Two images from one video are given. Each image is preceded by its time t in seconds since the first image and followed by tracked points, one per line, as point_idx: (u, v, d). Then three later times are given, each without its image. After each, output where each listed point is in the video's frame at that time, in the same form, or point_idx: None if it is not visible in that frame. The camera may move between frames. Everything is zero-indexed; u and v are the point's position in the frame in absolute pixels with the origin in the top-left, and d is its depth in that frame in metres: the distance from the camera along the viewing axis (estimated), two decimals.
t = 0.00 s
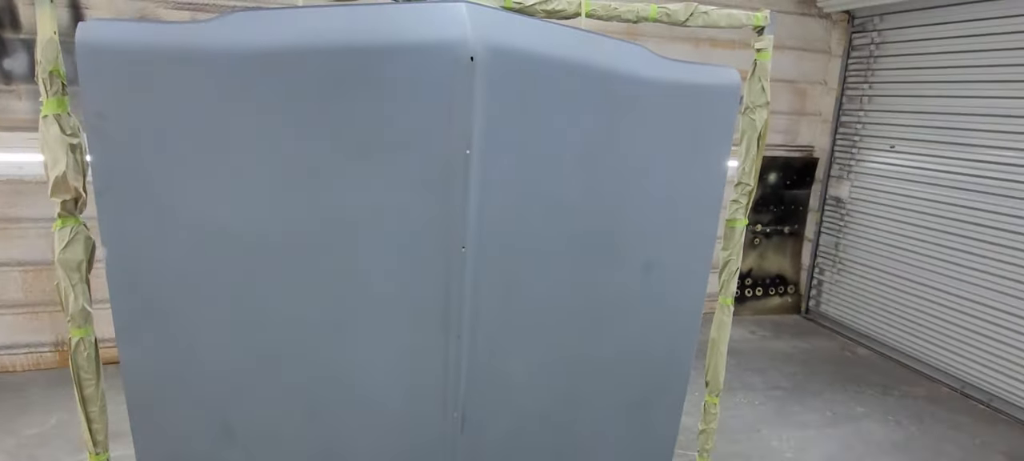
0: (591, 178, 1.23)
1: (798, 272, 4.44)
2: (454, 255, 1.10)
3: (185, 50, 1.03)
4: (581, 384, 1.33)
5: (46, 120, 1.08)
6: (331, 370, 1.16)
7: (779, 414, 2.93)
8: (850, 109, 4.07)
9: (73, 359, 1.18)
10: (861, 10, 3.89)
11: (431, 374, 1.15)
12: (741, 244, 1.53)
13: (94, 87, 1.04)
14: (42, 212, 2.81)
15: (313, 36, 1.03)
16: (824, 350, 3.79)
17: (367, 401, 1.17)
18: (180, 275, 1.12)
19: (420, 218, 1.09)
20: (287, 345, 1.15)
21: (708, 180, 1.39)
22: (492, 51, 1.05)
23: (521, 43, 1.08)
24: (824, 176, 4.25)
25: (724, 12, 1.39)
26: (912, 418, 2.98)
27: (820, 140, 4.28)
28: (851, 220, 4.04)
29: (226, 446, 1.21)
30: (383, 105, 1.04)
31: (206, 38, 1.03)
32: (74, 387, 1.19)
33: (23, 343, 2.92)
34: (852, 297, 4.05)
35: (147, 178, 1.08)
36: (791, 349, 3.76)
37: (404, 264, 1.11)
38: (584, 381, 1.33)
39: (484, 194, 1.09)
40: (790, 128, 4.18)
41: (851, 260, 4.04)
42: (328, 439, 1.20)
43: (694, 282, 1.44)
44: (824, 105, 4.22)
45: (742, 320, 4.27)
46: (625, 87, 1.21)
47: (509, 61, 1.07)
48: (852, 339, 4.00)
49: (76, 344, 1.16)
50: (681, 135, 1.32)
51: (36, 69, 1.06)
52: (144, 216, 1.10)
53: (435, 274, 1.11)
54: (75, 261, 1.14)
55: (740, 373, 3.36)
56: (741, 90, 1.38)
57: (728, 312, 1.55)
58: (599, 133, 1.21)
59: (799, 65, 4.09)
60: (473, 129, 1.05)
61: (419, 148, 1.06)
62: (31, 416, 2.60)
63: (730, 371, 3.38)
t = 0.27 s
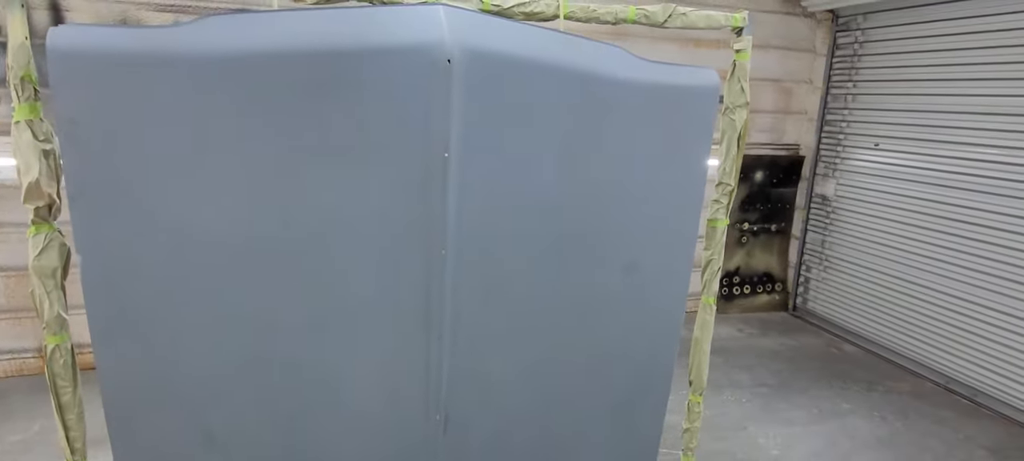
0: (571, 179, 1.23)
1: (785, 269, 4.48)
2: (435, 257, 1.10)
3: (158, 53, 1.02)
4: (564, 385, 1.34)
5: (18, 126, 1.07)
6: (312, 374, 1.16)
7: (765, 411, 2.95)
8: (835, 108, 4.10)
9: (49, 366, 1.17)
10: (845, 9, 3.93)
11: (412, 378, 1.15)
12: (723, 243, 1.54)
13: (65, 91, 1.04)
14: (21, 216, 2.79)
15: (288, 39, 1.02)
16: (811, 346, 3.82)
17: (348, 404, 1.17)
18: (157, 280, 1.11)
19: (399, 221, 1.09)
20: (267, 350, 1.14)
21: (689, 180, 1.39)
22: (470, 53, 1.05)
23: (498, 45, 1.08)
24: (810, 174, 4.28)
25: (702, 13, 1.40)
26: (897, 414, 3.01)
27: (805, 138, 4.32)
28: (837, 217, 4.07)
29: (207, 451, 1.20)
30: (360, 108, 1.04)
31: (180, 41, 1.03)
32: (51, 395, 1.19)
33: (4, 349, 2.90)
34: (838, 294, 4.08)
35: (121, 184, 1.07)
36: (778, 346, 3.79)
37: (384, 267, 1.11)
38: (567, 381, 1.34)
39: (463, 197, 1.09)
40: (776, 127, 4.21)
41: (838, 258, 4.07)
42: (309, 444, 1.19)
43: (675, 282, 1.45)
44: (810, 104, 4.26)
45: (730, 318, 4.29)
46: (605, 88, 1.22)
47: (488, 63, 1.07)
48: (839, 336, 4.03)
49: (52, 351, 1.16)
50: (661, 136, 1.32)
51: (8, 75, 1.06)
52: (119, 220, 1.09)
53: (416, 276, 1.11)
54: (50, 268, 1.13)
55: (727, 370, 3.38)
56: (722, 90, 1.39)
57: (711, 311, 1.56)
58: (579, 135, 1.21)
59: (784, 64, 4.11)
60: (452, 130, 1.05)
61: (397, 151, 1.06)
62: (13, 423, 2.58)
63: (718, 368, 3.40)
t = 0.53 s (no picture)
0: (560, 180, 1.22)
1: (783, 269, 4.47)
2: (422, 259, 1.09)
3: (141, 54, 1.02)
4: (554, 386, 1.33)
5: None
6: (300, 375, 1.15)
7: (760, 411, 2.94)
8: (832, 107, 4.10)
9: (34, 369, 1.18)
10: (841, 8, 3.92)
11: (399, 379, 1.14)
12: (715, 243, 1.54)
13: (48, 92, 1.03)
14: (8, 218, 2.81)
15: (272, 40, 1.02)
16: (808, 346, 3.81)
17: (337, 405, 1.17)
18: (142, 282, 1.11)
19: (385, 222, 1.08)
20: (254, 351, 1.14)
21: (679, 180, 1.39)
22: (456, 53, 1.04)
23: (484, 45, 1.07)
24: (807, 174, 4.28)
25: (692, 12, 1.40)
26: (893, 414, 3.00)
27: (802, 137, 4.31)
28: (834, 217, 4.07)
29: (194, 454, 1.20)
30: (346, 108, 1.03)
31: (163, 42, 1.02)
32: (36, 397, 1.20)
33: None
34: (835, 294, 4.08)
35: (105, 186, 1.07)
36: (775, 346, 3.79)
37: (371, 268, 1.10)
38: (559, 382, 1.33)
39: (450, 197, 1.09)
40: (773, 127, 4.21)
41: (834, 257, 4.07)
42: (296, 446, 1.19)
43: (665, 283, 1.44)
44: (807, 103, 4.25)
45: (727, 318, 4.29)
46: (593, 87, 1.21)
47: (474, 62, 1.06)
48: (835, 336, 4.03)
49: (37, 353, 1.17)
50: (650, 136, 1.32)
51: None
52: (103, 222, 1.08)
53: (403, 276, 1.10)
54: (34, 269, 1.14)
55: (723, 371, 3.38)
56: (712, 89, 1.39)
57: (703, 312, 1.55)
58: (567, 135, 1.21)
59: (781, 63, 4.11)
60: (438, 131, 1.04)
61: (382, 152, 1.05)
62: (7, 425, 2.59)
63: (714, 369, 3.39)
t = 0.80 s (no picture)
0: (550, 182, 1.22)
1: (783, 271, 4.46)
2: (410, 261, 1.08)
3: (129, 56, 1.02)
4: (545, 390, 1.33)
5: None
6: (290, 377, 1.15)
7: (758, 415, 2.93)
8: (833, 108, 4.08)
9: (23, 368, 1.20)
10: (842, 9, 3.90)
11: (388, 383, 1.14)
12: (710, 244, 1.55)
13: (35, 93, 1.04)
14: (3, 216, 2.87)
15: (260, 40, 1.01)
16: (807, 349, 3.80)
17: (326, 407, 1.16)
18: (131, 284, 1.11)
19: (372, 224, 1.07)
20: (242, 354, 1.14)
21: (672, 182, 1.39)
22: (444, 55, 1.03)
23: (473, 46, 1.06)
24: (808, 175, 4.26)
25: (686, 14, 1.41)
26: (891, 418, 2.99)
27: (804, 139, 4.29)
28: (835, 219, 4.05)
29: (184, 456, 1.20)
30: (336, 110, 1.02)
31: (150, 43, 1.02)
32: (26, 397, 1.22)
33: None
34: (835, 296, 4.07)
35: (94, 186, 1.07)
36: (774, 348, 3.77)
37: (359, 270, 1.09)
38: (550, 385, 1.33)
39: (438, 199, 1.08)
40: (773, 128, 4.20)
41: (834, 259, 4.06)
42: (285, 448, 1.19)
43: (658, 286, 1.44)
44: (808, 104, 4.23)
45: (726, 320, 4.28)
46: (585, 89, 1.21)
47: (464, 64, 1.05)
48: (835, 339, 4.02)
49: (27, 353, 1.19)
50: (642, 138, 1.31)
51: None
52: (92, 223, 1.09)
53: (392, 279, 1.09)
54: (23, 270, 1.16)
55: (721, 373, 3.37)
56: (706, 92, 1.39)
57: (698, 315, 1.57)
58: (557, 137, 1.20)
59: (781, 64, 4.09)
60: (427, 133, 1.03)
61: (370, 153, 1.04)
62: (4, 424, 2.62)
63: (712, 372, 3.38)
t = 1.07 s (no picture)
0: (550, 183, 1.21)
1: (787, 275, 4.43)
2: (408, 263, 1.08)
3: (128, 55, 1.02)
4: (543, 393, 1.32)
5: None
6: (287, 378, 1.15)
7: (759, 419, 2.92)
8: (838, 112, 4.06)
9: (22, 365, 1.22)
10: (849, 13, 3.87)
11: (385, 383, 1.13)
12: (710, 249, 1.56)
13: (36, 91, 1.05)
14: None
15: (261, 41, 1.01)
16: (811, 354, 3.78)
17: (323, 408, 1.16)
18: (129, 283, 1.11)
19: (370, 225, 1.07)
20: (239, 353, 1.14)
21: (672, 185, 1.38)
22: (443, 57, 1.03)
23: (471, 47, 1.06)
24: (813, 179, 4.24)
25: (687, 17, 1.43)
26: (894, 424, 2.97)
27: (809, 142, 4.28)
28: (839, 223, 4.03)
29: (180, 455, 1.20)
30: (335, 111, 1.02)
31: (151, 43, 1.02)
32: (23, 394, 1.23)
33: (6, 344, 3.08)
34: (839, 301, 4.04)
35: (92, 183, 1.08)
36: (776, 353, 3.75)
37: (360, 269, 1.09)
38: (548, 389, 1.33)
39: (437, 200, 1.08)
40: (778, 131, 4.18)
41: (839, 264, 4.04)
42: (282, 448, 1.19)
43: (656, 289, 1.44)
44: (813, 108, 4.22)
45: (729, 323, 4.27)
46: (585, 91, 1.20)
47: (463, 65, 1.05)
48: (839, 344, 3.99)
49: (24, 349, 1.20)
50: (642, 141, 1.31)
51: None
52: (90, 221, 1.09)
53: (390, 280, 1.09)
54: (21, 267, 1.18)
55: (723, 377, 3.35)
56: (706, 96, 1.38)
57: (697, 319, 1.58)
58: (557, 138, 1.20)
59: (787, 67, 4.08)
60: (426, 134, 1.03)
61: (369, 154, 1.04)
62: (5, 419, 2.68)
63: (713, 375, 3.37)
